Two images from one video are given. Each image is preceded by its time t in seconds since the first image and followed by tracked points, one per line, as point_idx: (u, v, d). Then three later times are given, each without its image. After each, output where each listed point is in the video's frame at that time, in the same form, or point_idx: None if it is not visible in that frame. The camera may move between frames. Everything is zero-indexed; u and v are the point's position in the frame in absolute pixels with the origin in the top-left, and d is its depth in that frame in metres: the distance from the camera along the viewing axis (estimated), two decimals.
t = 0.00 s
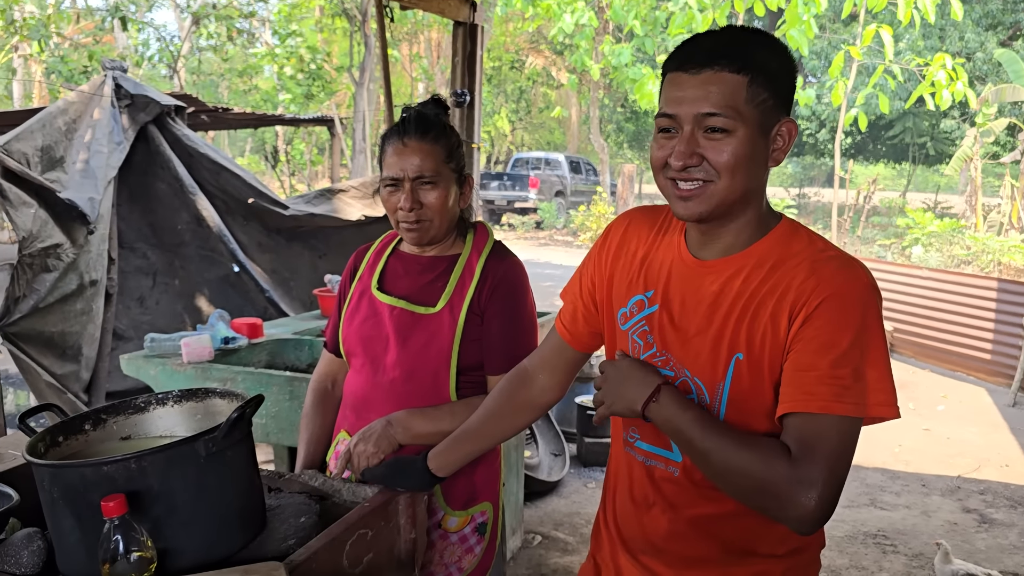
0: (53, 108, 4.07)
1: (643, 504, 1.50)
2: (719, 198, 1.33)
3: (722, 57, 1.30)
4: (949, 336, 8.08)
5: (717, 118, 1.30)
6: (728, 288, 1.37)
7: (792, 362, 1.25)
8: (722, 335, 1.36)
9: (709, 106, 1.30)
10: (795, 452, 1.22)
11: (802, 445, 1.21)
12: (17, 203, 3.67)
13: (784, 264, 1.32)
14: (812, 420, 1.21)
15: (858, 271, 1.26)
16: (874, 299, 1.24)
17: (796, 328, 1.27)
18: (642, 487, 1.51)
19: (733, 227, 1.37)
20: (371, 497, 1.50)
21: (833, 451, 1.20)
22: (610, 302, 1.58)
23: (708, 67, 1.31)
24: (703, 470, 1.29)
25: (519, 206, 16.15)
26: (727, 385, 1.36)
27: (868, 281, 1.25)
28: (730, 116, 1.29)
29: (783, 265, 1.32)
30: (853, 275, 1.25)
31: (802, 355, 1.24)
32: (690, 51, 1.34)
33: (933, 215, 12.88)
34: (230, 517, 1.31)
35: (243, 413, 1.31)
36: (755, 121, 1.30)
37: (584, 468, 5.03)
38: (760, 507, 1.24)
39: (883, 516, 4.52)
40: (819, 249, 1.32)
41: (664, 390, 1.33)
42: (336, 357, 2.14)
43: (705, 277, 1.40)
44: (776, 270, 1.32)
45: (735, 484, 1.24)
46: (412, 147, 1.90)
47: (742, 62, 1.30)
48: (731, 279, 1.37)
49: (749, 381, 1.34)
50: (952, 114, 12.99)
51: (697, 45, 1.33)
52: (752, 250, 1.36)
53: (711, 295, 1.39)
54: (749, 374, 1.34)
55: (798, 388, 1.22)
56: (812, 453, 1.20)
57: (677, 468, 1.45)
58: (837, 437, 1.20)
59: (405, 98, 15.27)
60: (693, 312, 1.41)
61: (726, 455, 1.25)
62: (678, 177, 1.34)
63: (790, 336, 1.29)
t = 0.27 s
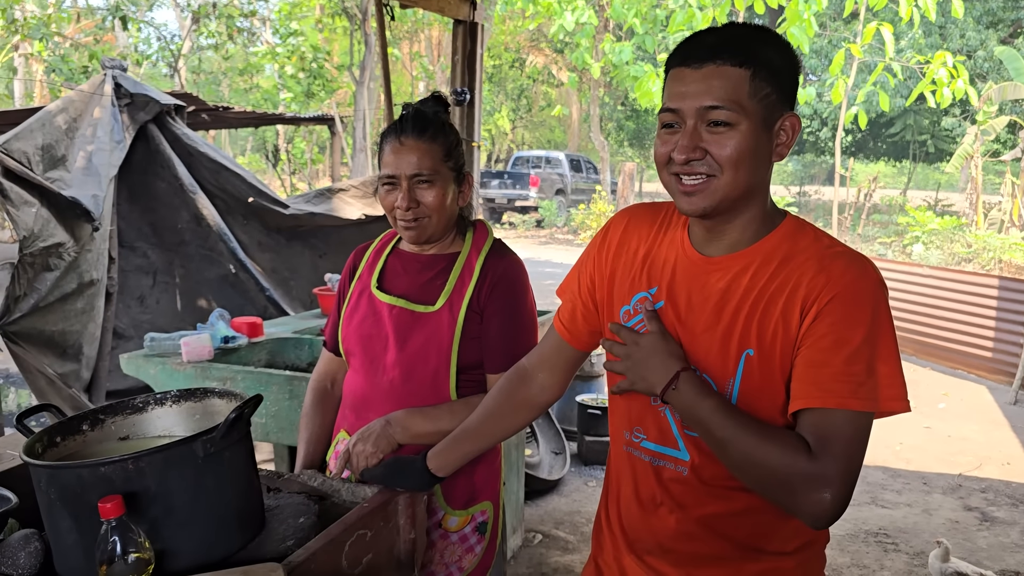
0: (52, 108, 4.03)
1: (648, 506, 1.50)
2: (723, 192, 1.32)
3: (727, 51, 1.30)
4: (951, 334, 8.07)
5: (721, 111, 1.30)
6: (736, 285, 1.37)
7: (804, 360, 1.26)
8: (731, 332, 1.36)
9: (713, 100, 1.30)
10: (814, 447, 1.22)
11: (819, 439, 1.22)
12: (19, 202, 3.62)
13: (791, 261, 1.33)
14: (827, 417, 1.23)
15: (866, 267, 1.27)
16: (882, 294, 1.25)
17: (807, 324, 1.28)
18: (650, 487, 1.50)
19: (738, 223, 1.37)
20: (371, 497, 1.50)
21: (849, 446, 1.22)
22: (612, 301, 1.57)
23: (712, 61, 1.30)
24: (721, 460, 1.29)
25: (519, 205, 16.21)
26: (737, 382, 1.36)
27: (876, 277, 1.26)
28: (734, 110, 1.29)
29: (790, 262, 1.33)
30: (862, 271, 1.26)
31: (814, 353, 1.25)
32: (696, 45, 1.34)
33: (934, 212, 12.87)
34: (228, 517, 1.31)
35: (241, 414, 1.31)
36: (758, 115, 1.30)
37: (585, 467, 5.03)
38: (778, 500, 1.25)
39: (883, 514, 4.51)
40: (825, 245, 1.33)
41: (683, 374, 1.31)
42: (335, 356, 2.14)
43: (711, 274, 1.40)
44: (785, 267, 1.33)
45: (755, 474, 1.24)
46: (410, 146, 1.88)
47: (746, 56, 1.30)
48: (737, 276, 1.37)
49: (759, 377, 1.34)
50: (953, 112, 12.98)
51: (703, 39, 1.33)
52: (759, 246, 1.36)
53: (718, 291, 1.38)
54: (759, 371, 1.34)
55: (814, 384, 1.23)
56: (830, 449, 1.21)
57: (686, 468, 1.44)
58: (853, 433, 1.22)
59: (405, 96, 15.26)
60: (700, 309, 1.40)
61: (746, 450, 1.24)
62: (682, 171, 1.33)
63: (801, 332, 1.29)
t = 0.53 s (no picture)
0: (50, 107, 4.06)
1: (649, 502, 1.50)
2: (721, 187, 1.31)
3: (730, 46, 1.30)
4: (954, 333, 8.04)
5: (721, 106, 1.29)
6: (736, 281, 1.38)
7: (807, 356, 1.28)
8: (732, 328, 1.37)
9: (713, 94, 1.30)
10: (818, 445, 1.25)
11: (824, 436, 1.25)
12: (14, 201, 3.65)
13: (791, 255, 1.34)
14: (831, 412, 1.25)
15: (866, 261, 1.29)
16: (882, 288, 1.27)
17: (809, 320, 1.29)
18: (650, 485, 1.50)
19: (738, 218, 1.38)
20: (369, 497, 1.49)
21: (855, 440, 1.24)
22: (612, 297, 1.57)
23: (713, 56, 1.31)
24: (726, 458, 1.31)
25: (521, 203, 16.20)
26: (740, 377, 1.37)
27: (876, 270, 1.28)
28: (735, 105, 1.29)
29: (790, 257, 1.34)
30: (862, 266, 1.28)
31: (817, 349, 1.27)
32: (698, 39, 1.34)
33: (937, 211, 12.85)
34: (226, 518, 1.30)
35: (239, 414, 1.30)
36: (759, 110, 1.30)
37: (586, 466, 5.02)
38: (784, 496, 1.27)
39: (886, 513, 4.50)
40: (824, 240, 1.34)
41: (684, 380, 1.32)
42: (335, 352, 2.13)
43: (711, 270, 1.40)
44: (785, 262, 1.34)
45: (759, 473, 1.27)
46: (409, 147, 1.87)
47: (748, 51, 1.30)
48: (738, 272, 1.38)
49: (762, 371, 1.35)
50: (956, 110, 12.95)
51: (706, 34, 1.33)
52: (758, 241, 1.37)
53: (719, 288, 1.39)
54: (761, 366, 1.35)
55: (819, 381, 1.25)
56: (834, 445, 1.24)
57: (688, 465, 1.44)
58: (857, 427, 1.24)
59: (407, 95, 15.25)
60: (701, 305, 1.41)
61: (752, 449, 1.27)
62: (680, 166, 1.33)
63: (803, 327, 1.31)
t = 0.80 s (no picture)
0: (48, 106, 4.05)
1: (666, 494, 1.50)
2: (696, 185, 1.33)
3: (688, 44, 1.32)
4: (956, 333, 8.01)
5: (686, 105, 1.31)
6: (728, 272, 1.38)
7: (802, 341, 1.28)
8: (729, 320, 1.37)
9: (676, 94, 1.31)
10: (821, 429, 1.26)
11: (827, 419, 1.26)
12: (12, 201, 3.64)
13: (778, 241, 1.34)
14: (829, 394, 1.26)
15: (850, 237, 1.29)
16: (870, 264, 1.27)
17: (801, 305, 1.29)
18: (666, 478, 1.50)
19: (723, 208, 1.38)
20: (363, 498, 1.47)
21: (857, 419, 1.24)
22: (609, 297, 1.56)
23: (672, 57, 1.32)
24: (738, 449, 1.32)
25: (522, 203, 16.21)
26: (740, 368, 1.37)
27: (862, 246, 1.28)
28: (698, 102, 1.30)
29: (778, 241, 1.34)
30: (846, 244, 1.28)
31: (811, 332, 1.27)
32: (656, 43, 1.35)
33: (939, 210, 12.81)
34: (217, 519, 1.28)
35: (230, 413, 1.28)
36: (723, 104, 1.31)
37: (586, 466, 5.00)
38: (795, 481, 1.28)
39: (887, 514, 4.48)
40: (810, 221, 1.34)
41: (690, 374, 1.34)
42: (332, 351, 2.11)
43: (704, 264, 1.40)
44: (773, 249, 1.34)
45: (769, 460, 1.28)
46: (395, 146, 1.85)
47: (705, 47, 1.31)
48: (728, 263, 1.38)
49: (761, 361, 1.35)
50: (958, 109, 12.91)
51: (663, 36, 1.35)
52: (746, 230, 1.37)
53: (712, 281, 1.39)
54: (761, 355, 1.35)
55: (816, 363, 1.26)
56: (837, 426, 1.25)
57: (703, 456, 1.44)
58: (858, 406, 1.25)
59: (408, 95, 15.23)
60: (697, 301, 1.41)
61: (760, 439, 1.28)
62: (654, 168, 1.34)
63: (797, 312, 1.31)
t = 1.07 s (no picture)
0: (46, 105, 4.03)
1: (681, 489, 1.48)
2: (684, 184, 1.32)
3: (665, 48, 1.30)
4: (957, 332, 7.99)
5: (667, 108, 1.29)
6: (725, 264, 1.37)
7: (805, 324, 1.27)
8: (730, 310, 1.36)
9: (657, 98, 1.30)
10: (832, 409, 1.24)
11: (838, 398, 1.24)
12: (10, 200, 3.61)
13: (772, 228, 1.33)
14: (837, 375, 1.24)
15: (843, 220, 1.28)
16: (864, 243, 1.26)
17: (800, 291, 1.28)
18: (681, 472, 1.48)
19: (714, 203, 1.37)
20: (354, 499, 1.47)
21: (867, 398, 1.22)
22: (607, 297, 1.56)
23: (649, 63, 1.30)
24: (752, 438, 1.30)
25: (523, 202, 16.22)
26: (746, 357, 1.36)
27: (855, 227, 1.27)
28: (679, 105, 1.29)
29: (771, 230, 1.33)
30: (839, 226, 1.27)
31: (812, 316, 1.26)
32: (631, 50, 1.34)
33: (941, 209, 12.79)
34: (206, 520, 1.28)
35: (217, 414, 1.27)
36: (704, 103, 1.30)
37: (585, 465, 5.00)
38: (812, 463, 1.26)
39: (886, 513, 4.47)
40: (802, 208, 1.33)
41: (696, 369, 1.31)
42: (323, 352, 2.11)
43: (700, 259, 1.39)
44: (767, 238, 1.33)
45: (784, 446, 1.26)
46: (376, 143, 1.85)
47: (680, 49, 1.29)
48: (725, 255, 1.37)
49: (766, 349, 1.34)
50: (960, 108, 12.87)
51: (639, 42, 1.33)
52: (739, 222, 1.36)
53: (710, 275, 1.38)
54: (765, 343, 1.34)
55: (820, 345, 1.24)
56: (848, 404, 1.23)
57: (718, 447, 1.43)
58: (867, 384, 1.23)
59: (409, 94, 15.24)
60: (697, 296, 1.40)
61: (774, 426, 1.26)
62: (642, 172, 1.33)
63: (797, 298, 1.29)
